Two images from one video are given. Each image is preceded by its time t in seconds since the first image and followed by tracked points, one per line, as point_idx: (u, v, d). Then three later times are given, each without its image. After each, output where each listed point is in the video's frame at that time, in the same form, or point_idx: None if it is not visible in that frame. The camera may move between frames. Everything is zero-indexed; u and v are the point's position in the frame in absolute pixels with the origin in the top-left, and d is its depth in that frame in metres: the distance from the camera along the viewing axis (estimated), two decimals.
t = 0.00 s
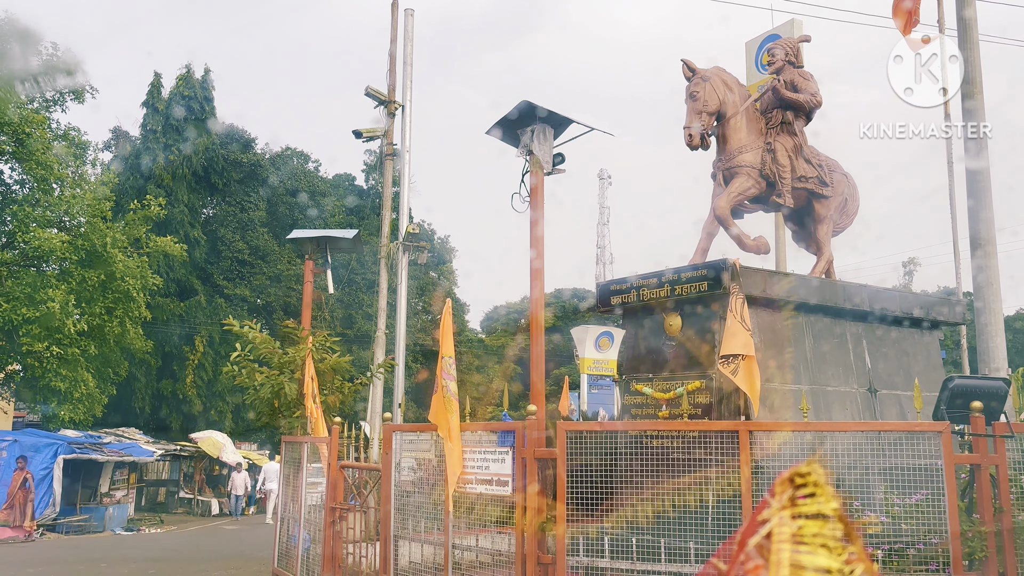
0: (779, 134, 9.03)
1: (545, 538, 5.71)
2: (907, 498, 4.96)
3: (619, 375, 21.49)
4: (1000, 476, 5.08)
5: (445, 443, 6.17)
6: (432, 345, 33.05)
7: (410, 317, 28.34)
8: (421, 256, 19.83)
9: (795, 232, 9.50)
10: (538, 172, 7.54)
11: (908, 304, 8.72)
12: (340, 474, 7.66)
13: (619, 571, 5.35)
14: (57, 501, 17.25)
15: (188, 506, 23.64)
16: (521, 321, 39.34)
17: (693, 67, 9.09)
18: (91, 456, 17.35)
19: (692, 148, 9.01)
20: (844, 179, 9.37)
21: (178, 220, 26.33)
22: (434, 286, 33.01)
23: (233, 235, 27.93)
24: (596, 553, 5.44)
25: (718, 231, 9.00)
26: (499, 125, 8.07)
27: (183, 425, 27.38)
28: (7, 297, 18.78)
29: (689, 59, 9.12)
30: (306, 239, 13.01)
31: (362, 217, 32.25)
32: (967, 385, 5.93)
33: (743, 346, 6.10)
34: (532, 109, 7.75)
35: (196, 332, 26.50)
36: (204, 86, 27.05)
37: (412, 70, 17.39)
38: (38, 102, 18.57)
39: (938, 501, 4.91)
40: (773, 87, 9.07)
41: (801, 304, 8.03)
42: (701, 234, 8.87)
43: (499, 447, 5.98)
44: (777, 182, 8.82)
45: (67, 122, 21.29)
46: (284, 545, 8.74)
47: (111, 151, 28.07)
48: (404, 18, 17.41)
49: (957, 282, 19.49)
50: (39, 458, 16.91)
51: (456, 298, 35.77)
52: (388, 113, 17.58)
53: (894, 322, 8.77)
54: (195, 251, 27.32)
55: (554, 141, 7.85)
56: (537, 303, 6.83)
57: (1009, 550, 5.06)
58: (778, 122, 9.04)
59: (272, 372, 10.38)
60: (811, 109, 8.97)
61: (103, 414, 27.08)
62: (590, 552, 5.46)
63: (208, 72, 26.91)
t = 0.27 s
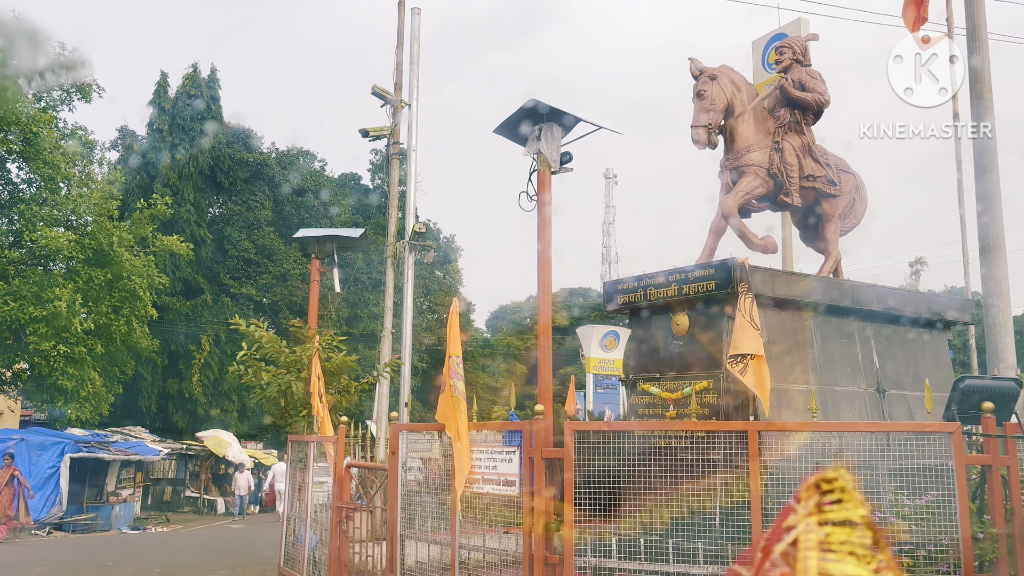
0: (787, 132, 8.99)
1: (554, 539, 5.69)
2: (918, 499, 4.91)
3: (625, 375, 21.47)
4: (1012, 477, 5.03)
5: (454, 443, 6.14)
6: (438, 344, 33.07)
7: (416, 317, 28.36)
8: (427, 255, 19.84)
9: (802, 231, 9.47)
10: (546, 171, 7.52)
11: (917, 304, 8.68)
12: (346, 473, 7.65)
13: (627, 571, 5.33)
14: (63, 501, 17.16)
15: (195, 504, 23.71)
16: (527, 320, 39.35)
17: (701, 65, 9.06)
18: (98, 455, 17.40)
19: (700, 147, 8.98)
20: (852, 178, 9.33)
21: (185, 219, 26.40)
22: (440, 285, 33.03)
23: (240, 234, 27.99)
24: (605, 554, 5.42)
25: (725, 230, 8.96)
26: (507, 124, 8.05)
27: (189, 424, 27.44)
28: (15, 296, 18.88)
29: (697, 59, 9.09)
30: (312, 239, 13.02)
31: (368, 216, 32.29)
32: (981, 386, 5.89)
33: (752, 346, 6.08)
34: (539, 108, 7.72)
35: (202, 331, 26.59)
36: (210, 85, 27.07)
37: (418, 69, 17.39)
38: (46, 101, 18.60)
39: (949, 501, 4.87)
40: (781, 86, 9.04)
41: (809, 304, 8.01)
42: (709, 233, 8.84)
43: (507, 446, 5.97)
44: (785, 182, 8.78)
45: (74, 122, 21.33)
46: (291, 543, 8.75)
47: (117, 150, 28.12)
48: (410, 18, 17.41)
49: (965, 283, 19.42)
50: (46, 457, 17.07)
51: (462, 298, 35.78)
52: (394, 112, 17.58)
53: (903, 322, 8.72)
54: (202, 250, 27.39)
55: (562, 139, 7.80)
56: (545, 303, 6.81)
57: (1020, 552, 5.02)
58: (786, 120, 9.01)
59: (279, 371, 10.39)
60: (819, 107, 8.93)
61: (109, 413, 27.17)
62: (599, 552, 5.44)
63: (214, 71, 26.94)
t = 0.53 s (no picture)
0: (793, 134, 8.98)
1: (558, 540, 5.70)
2: (923, 502, 4.87)
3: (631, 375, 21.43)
4: (1018, 480, 5.00)
5: (459, 445, 6.14)
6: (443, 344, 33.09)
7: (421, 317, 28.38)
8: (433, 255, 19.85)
9: (808, 233, 9.45)
10: (551, 172, 7.51)
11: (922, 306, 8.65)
12: (351, 473, 7.66)
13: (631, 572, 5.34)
14: (70, 498, 17.31)
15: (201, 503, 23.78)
16: (533, 320, 39.34)
17: (707, 66, 9.04)
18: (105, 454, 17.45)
19: (705, 148, 8.96)
20: (858, 180, 9.31)
21: (192, 219, 26.45)
22: (445, 286, 33.05)
23: (247, 235, 28.05)
24: (609, 555, 5.42)
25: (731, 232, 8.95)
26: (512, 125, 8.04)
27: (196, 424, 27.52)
28: (23, 296, 18.98)
29: (703, 59, 9.07)
30: (318, 239, 13.04)
31: (374, 216, 32.34)
32: (991, 390, 5.82)
33: (757, 348, 6.07)
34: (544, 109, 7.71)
35: (209, 330, 26.67)
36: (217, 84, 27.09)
37: (424, 69, 17.39)
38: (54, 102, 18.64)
39: (954, 504, 4.84)
40: (787, 87, 9.02)
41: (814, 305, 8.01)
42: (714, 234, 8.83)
43: (511, 447, 5.97)
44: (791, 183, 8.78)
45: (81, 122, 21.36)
46: (296, 543, 8.76)
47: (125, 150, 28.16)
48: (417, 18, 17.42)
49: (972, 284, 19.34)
50: (53, 456, 17.12)
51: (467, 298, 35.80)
52: (400, 113, 17.59)
53: (909, 324, 8.70)
54: (209, 250, 27.43)
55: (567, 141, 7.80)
56: (550, 304, 6.82)
57: None
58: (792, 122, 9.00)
59: (284, 372, 10.40)
60: (826, 109, 8.91)
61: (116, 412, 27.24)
62: (603, 553, 5.44)
63: (222, 71, 26.96)
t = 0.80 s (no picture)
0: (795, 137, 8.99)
1: (556, 540, 5.72)
2: (919, 503, 4.85)
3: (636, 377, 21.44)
4: (1010, 482, 5.02)
5: (461, 445, 6.17)
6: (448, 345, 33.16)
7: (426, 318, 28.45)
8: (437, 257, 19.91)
9: (810, 236, 9.46)
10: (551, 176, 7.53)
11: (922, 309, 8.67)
12: (354, 473, 7.71)
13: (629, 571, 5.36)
14: (77, 498, 17.33)
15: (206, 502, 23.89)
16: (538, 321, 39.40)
17: (708, 70, 9.00)
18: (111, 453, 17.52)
19: (707, 151, 8.91)
20: (860, 182, 9.33)
21: (198, 220, 26.59)
22: (450, 287, 33.12)
23: (253, 235, 28.19)
24: (607, 554, 5.45)
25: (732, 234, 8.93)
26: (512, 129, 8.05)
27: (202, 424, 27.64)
28: (31, 296, 19.11)
29: (704, 63, 9.05)
30: (322, 241, 13.12)
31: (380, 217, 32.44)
32: (981, 391, 5.94)
33: (755, 350, 6.10)
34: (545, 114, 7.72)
35: (215, 330, 26.83)
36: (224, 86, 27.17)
37: (428, 72, 17.46)
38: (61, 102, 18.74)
39: (950, 506, 4.83)
40: (788, 90, 9.02)
41: (814, 308, 8.03)
42: (716, 236, 8.81)
43: (511, 448, 6.00)
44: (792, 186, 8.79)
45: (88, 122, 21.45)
46: (299, 542, 8.83)
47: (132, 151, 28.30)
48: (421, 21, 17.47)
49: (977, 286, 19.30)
50: (61, 455, 17.19)
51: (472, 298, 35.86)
52: (404, 116, 17.66)
53: (909, 326, 8.70)
54: (215, 250, 27.58)
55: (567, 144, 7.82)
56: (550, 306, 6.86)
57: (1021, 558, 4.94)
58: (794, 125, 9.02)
59: (288, 372, 10.48)
60: (827, 112, 8.93)
61: (122, 411, 27.39)
62: (601, 553, 5.46)
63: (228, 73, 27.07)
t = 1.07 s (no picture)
0: (794, 140, 9.04)
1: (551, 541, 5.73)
2: (909, 504, 4.91)
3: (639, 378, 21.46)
4: (1000, 485, 5.08)
5: (459, 445, 6.21)
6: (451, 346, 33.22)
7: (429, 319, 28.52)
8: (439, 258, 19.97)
9: (809, 239, 9.49)
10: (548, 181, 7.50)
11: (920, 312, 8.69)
12: (355, 473, 7.76)
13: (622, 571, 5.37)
14: (82, 497, 17.45)
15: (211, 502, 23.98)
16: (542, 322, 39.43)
17: (707, 74, 9.03)
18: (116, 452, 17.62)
19: (707, 154, 8.93)
20: (858, 186, 9.36)
21: (203, 220, 26.67)
22: (454, 287, 33.19)
23: (258, 235, 28.33)
24: (600, 555, 5.45)
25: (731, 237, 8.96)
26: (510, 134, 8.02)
27: (207, 423, 27.75)
28: (37, 296, 19.23)
29: (703, 67, 9.10)
30: (324, 243, 13.19)
31: (384, 218, 32.53)
32: (966, 394, 5.95)
33: (749, 353, 6.14)
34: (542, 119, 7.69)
35: (220, 330, 26.95)
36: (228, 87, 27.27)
37: (430, 75, 17.52)
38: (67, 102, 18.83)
39: (939, 508, 4.89)
40: (787, 94, 9.07)
41: (813, 311, 8.05)
42: (715, 239, 8.85)
43: (508, 448, 6.02)
44: (791, 189, 8.83)
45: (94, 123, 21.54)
46: (300, 541, 8.88)
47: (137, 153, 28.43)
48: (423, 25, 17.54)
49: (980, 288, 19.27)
50: (66, 454, 17.29)
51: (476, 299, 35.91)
52: (406, 118, 17.73)
53: (908, 329, 8.72)
54: (220, 251, 27.70)
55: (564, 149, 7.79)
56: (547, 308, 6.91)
57: (1009, 559, 5.01)
58: (793, 128, 9.06)
59: (290, 373, 10.55)
60: (826, 115, 8.98)
61: (127, 411, 27.50)
62: (594, 553, 5.47)
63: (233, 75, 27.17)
